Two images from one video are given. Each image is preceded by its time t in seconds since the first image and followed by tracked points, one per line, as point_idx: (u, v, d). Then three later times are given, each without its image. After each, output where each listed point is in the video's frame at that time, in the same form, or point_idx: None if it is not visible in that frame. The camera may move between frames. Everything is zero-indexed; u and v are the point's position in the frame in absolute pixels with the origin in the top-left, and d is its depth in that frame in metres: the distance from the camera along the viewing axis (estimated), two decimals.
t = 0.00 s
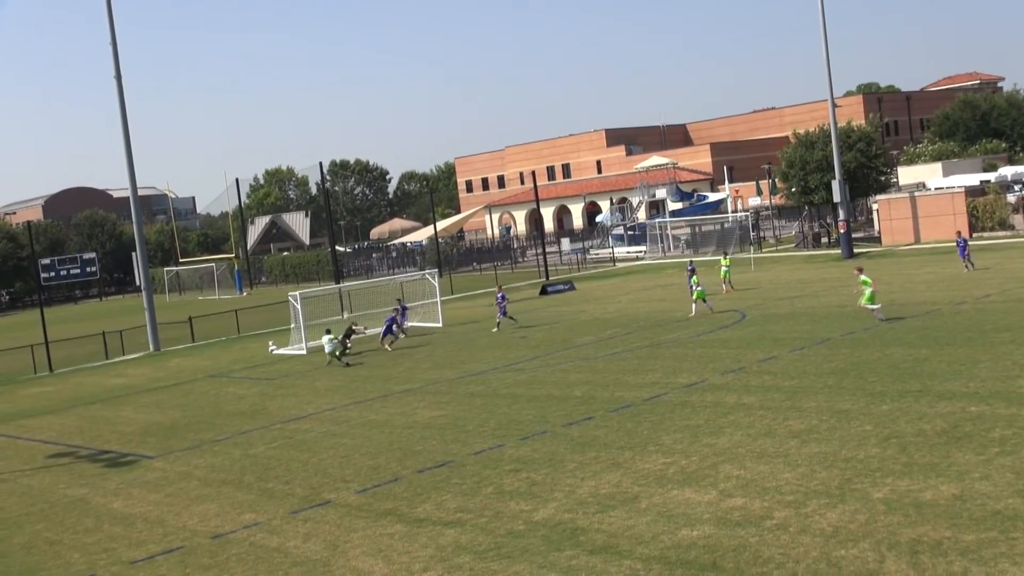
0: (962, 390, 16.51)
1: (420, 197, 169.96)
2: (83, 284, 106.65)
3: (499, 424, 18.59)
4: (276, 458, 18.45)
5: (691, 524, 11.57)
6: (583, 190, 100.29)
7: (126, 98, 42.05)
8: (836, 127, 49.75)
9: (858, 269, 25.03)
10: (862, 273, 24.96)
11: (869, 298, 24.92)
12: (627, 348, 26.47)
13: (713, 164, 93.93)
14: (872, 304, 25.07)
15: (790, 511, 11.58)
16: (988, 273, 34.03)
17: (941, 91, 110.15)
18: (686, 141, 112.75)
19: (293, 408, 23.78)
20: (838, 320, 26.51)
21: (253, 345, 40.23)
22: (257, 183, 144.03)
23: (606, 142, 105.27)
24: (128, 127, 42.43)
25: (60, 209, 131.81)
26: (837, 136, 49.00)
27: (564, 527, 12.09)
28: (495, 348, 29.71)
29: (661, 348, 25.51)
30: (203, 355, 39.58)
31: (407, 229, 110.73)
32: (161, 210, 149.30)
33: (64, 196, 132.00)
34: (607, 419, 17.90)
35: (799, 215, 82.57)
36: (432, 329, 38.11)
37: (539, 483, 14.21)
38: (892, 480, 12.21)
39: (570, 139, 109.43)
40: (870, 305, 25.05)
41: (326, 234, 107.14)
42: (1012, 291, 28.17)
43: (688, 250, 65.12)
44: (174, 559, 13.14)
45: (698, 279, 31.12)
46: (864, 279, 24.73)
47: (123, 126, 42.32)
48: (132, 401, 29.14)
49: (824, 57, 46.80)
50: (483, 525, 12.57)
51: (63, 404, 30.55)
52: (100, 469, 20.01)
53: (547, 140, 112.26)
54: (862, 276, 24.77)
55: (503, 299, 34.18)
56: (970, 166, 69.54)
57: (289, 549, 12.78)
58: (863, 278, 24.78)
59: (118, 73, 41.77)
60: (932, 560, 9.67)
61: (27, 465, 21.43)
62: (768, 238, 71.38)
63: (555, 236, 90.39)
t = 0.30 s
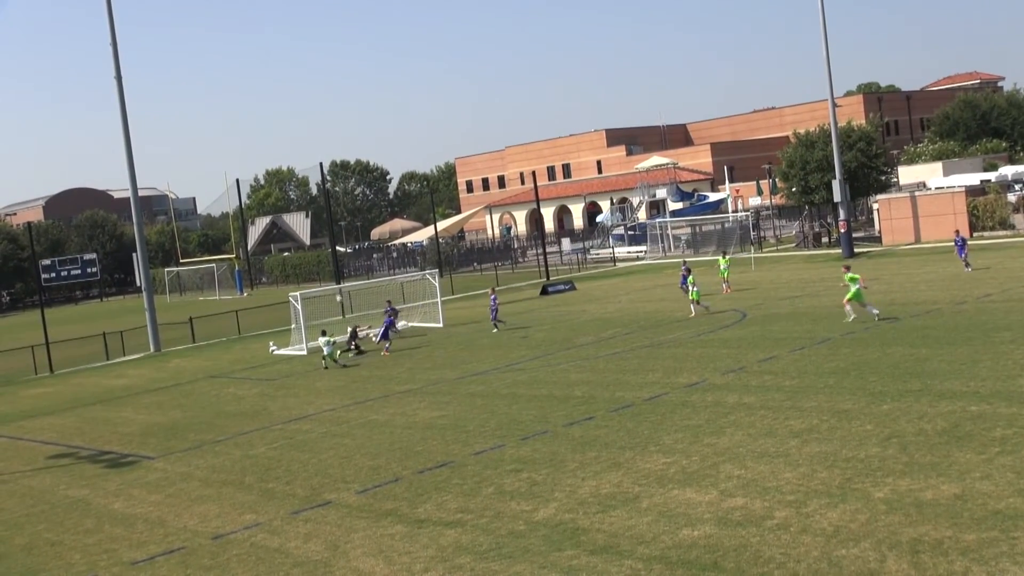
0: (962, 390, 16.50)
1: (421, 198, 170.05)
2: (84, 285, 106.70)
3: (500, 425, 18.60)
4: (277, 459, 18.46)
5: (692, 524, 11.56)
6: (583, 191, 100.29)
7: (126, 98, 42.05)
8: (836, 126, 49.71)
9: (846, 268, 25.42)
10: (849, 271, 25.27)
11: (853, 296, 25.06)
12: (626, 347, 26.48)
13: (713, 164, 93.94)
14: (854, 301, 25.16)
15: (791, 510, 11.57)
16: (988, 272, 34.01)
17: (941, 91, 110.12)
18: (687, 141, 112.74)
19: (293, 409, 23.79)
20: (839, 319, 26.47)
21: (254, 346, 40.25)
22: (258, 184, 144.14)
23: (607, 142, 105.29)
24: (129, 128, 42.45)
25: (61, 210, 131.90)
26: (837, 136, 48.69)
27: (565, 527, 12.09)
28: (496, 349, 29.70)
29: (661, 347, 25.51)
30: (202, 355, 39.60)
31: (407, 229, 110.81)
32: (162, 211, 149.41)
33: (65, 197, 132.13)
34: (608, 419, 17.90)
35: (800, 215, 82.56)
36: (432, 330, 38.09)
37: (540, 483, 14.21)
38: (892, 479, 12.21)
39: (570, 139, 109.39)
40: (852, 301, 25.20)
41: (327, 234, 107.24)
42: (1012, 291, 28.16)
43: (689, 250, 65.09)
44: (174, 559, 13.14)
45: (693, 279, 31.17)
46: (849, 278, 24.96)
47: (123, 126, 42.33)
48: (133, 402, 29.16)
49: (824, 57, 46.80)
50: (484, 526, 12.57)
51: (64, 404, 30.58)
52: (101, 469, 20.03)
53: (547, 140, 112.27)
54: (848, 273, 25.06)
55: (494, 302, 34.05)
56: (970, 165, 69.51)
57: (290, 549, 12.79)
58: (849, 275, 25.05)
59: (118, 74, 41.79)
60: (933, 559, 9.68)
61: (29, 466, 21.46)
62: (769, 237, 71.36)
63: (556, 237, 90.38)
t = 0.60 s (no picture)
0: (963, 389, 16.51)
1: (422, 198, 170.10)
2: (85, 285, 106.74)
3: (501, 425, 18.62)
4: (278, 459, 18.47)
5: (693, 524, 11.56)
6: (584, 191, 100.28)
7: (127, 97, 42.03)
8: (838, 125, 49.63)
9: (834, 268, 25.57)
10: (838, 272, 25.43)
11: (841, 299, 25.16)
12: (627, 347, 26.50)
13: (714, 164, 93.92)
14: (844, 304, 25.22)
15: (792, 511, 11.57)
16: (990, 272, 34.02)
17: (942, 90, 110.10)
18: (688, 141, 112.73)
19: (295, 409, 23.81)
20: (841, 318, 26.45)
21: (255, 346, 40.27)
22: (259, 184, 144.22)
23: (608, 142, 105.30)
24: (130, 127, 42.43)
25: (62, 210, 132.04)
26: (839, 136, 48.44)
27: (566, 527, 12.10)
28: (497, 349, 29.71)
29: (662, 347, 25.52)
30: (203, 355, 39.62)
31: (408, 229, 110.88)
32: (164, 211, 149.57)
33: (67, 197, 132.27)
34: (609, 419, 17.91)
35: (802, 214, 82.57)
36: (433, 330, 38.11)
37: (541, 483, 14.22)
38: (893, 479, 12.20)
39: (571, 139, 109.35)
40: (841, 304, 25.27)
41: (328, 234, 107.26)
42: (1014, 290, 28.14)
43: (690, 250, 65.08)
44: (175, 559, 13.15)
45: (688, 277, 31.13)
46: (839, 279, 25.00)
47: (125, 127, 42.34)
48: (134, 402, 29.15)
49: (826, 56, 46.77)
50: (486, 525, 12.58)
51: (65, 405, 30.59)
52: (102, 470, 20.04)
53: (548, 140, 112.27)
54: (837, 274, 25.13)
55: (487, 304, 34.07)
56: (972, 165, 69.56)
57: (291, 549, 12.80)
58: (837, 277, 25.08)
59: (119, 74, 41.77)
60: (934, 559, 9.68)
61: (30, 466, 21.49)
62: (770, 237, 71.33)
63: (557, 237, 90.39)
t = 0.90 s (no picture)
0: (966, 389, 16.50)
1: (424, 198, 170.12)
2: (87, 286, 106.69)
3: (503, 425, 18.61)
4: (280, 459, 18.48)
5: (695, 524, 11.56)
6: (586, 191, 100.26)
7: (129, 98, 42.09)
8: (840, 125, 49.58)
9: (824, 271, 25.48)
10: (827, 275, 25.35)
11: (831, 304, 25.20)
12: (629, 347, 26.49)
13: (716, 164, 93.90)
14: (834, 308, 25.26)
15: (795, 511, 11.56)
16: (992, 272, 33.99)
17: (944, 90, 110.03)
18: (689, 141, 112.69)
19: (297, 409, 23.81)
20: (843, 319, 26.42)
21: (257, 346, 40.29)
22: (260, 184, 144.32)
23: (609, 142, 105.29)
24: (132, 127, 42.43)
25: (64, 210, 132.17)
26: (841, 135, 48.11)
27: (568, 527, 12.10)
28: (499, 349, 29.70)
29: (665, 347, 25.52)
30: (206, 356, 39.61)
31: (410, 230, 110.90)
32: (165, 211, 149.73)
33: (68, 197, 132.36)
34: (611, 419, 17.91)
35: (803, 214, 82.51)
36: (435, 330, 38.12)
37: (543, 483, 14.22)
38: (897, 479, 12.19)
39: (573, 139, 109.28)
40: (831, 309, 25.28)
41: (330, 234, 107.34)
42: (1017, 290, 28.12)
43: (692, 250, 65.04)
44: (178, 559, 13.16)
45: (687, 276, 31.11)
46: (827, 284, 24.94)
47: (127, 128, 42.37)
48: (137, 402, 29.18)
49: (827, 56, 46.76)
50: (488, 526, 12.58)
51: (68, 405, 30.62)
52: (104, 470, 20.06)
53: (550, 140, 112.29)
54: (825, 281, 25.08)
55: (483, 304, 34.05)
56: (973, 165, 69.59)
57: (293, 549, 12.81)
58: (826, 281, 25.03)
59: (122, 74, 41.80)
60: (937, 559, 9.67)
61: (34, 465, 21.52)
62: (773, 237, 71.27)
63: (559, 237, 90.37)
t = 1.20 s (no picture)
0: (971, 390, 16.47)
1: (427, 198, 170.18)
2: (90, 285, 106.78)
3: (507, 425, 18.60)
4: (284, 459, 18.49)
5: (699, 524, 11.56)
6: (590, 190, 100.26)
7: (133, 99, 42.14)
8: (844, 125, 49.36)
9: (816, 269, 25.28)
10: (818, 274, 25.18)
11: (820, 301, 25.19)
12: (632, 347, 26.47)
13: (720, 164, 93.83)
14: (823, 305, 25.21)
15: (800, 511, 11.55)
16: (997, 272, 33.92)
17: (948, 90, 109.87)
18: (693, 141, 112.61)
19: (301, 409, 23.82)
20: (847, 319, 26.39)
21: (261, 346, 40.32)
22: (264, 184, 144.47)
23: (613, 142, 105.22)
24: (136, 126, 42.46)
25: (68, 210, 132.45)
26: (845, 134, 48.04)
27: (572, 527, 12.09)
28: (503, 349, 29.68)
29: (668, 347, 25.51)
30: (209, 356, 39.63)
31: (414, 230, 110.96)
32: (169, 211, 149.94)
33: (73, 198, 132.60)
34: (615, 419, 17.90)
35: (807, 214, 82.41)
36: (438, 330, 38.13)
37: (547, 483, 14.21)
38: (901, 479, 12.18)
39: (576, 138, 109.22)
40: (820, 307, 25.25)
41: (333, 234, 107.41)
42: (1022, 290, 28.04)
43: (696, 250, 65.00)
44: (182, 559, 13.17)
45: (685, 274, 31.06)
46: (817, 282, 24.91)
47: (131, 128, 42.41)
48: (141, 402, 29.21)
49: (831, 56, 46.68)
50: (492, 525, 12.58)
51: (71, 404, 30.66)
52: (108, 469, 20.09)
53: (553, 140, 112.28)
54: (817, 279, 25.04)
55: (480, 308, 34.04)
56: (978, 165, 69.41)
57: (297, 549, 12.81)
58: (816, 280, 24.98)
59: (126, 75, 41.85)
60: (942, 559, 9.66)
61: (38, 465, 21.55)
62: (776, 237, 71.24)
63: (563, 237, 90.33)
